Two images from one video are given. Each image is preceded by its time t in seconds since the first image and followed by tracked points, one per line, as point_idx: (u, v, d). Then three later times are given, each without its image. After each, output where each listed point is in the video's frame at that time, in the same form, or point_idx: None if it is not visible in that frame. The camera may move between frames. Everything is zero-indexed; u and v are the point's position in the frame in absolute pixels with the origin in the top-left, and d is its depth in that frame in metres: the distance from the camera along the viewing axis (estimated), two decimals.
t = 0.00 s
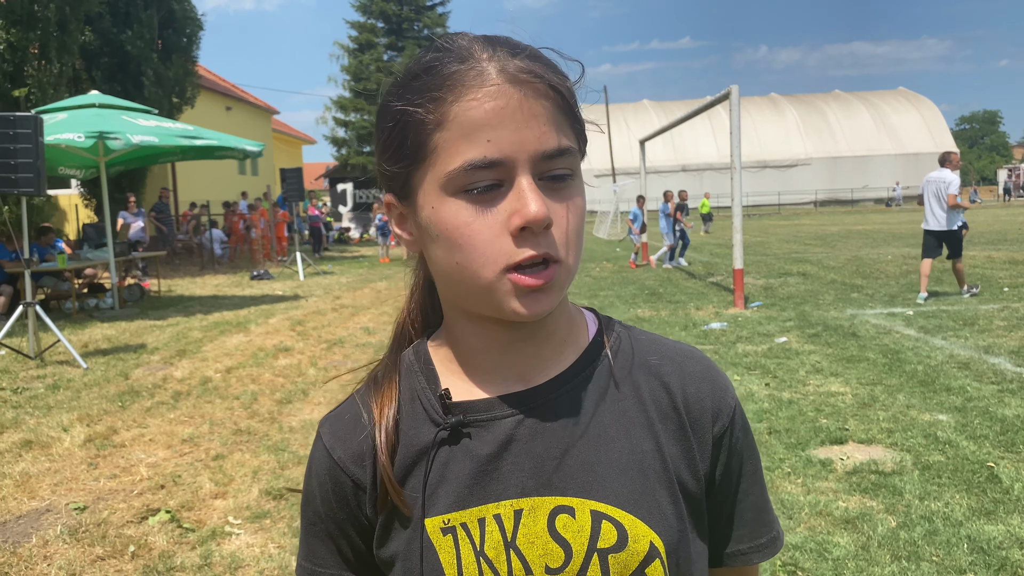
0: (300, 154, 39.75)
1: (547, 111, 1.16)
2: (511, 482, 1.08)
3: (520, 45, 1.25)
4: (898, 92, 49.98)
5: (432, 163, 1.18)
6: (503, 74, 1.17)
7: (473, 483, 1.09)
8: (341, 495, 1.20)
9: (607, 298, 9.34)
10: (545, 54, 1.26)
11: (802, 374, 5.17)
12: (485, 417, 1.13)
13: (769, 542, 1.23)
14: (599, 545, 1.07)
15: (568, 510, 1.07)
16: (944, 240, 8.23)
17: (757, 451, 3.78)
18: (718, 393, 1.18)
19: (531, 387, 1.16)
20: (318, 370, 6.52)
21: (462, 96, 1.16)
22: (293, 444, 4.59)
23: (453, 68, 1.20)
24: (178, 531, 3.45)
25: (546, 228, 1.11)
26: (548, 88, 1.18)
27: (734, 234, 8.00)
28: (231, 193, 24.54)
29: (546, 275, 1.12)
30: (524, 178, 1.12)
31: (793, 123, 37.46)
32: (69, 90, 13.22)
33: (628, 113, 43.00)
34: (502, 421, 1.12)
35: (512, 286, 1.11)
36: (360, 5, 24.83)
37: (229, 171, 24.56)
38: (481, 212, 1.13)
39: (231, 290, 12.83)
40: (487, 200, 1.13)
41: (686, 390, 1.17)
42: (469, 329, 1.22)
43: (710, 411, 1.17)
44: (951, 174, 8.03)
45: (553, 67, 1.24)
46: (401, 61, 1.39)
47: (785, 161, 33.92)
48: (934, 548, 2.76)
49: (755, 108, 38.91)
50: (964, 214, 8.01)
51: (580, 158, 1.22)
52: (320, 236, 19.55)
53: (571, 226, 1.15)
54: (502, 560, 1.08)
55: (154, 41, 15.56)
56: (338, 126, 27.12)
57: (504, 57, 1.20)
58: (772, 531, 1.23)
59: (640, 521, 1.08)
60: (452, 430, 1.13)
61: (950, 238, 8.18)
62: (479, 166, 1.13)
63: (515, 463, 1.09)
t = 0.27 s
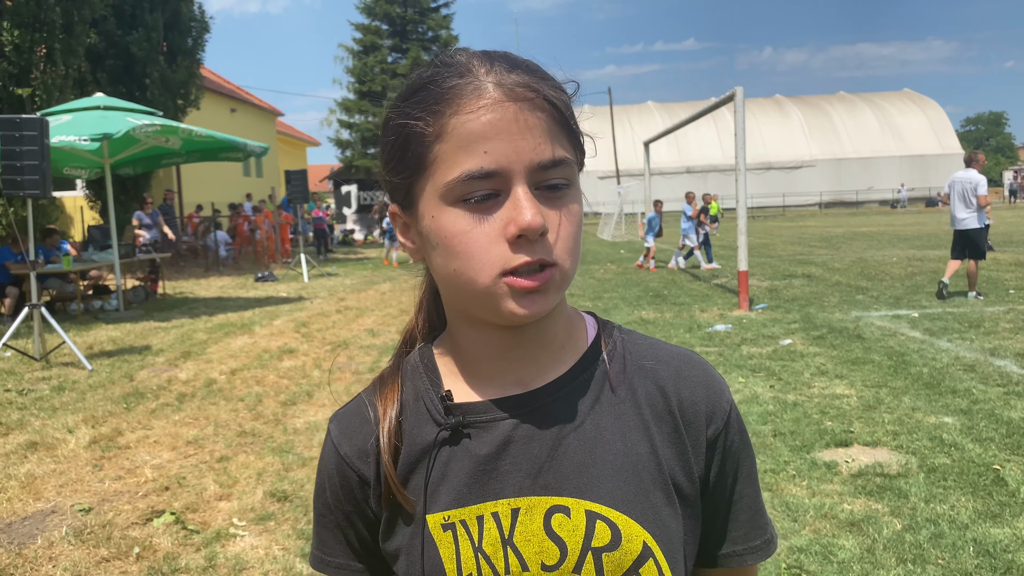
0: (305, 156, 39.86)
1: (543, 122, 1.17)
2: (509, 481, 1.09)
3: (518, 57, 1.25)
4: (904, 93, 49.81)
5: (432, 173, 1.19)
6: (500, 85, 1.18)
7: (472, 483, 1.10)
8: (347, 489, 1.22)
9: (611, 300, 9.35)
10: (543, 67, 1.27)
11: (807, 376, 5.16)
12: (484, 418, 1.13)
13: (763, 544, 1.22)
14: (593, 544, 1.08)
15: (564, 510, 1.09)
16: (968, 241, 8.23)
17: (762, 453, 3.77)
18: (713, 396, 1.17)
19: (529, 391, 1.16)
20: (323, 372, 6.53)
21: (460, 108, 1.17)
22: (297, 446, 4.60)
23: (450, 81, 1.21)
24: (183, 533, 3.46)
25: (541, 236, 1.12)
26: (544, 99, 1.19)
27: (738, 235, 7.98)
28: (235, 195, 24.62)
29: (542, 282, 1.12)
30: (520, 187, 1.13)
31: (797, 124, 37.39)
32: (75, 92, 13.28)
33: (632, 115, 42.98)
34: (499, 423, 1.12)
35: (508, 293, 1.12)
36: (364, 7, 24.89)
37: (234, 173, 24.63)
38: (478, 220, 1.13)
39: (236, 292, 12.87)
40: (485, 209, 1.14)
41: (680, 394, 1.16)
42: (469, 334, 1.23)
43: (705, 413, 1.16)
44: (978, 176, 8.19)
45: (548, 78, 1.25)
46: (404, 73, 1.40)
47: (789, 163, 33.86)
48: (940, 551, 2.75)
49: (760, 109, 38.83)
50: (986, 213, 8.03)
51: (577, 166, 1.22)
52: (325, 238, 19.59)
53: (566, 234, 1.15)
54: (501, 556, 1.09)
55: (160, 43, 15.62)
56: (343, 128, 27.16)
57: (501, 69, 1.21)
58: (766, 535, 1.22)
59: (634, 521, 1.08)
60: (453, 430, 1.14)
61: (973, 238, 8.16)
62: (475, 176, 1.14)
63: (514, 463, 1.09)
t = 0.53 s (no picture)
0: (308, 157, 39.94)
1: (576, 130, 1.17)
2: (529, 474, 1.09)
3: (555, 63, 1.25)
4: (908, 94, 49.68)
5: (463, 172, 1.19)
6: (536, 91, 1.19)
7: (493, 476, 1.09)
8: (366, 486, 1.20)
9: (615, 302, 9.35)
10: (577, 74, 1.27)
11: (811, 378, 5.14)
12: (503, 412, 1.14)
13: (772, 541, 1.23)
14: (613, 536, 1.08)
15: (583, 503, 1.08)
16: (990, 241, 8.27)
17: (766, 455, 3.77)
18: (727, 395, 1.18)
19: (548, 387, 1.17)
20: (326, 373, 6.54)
21: (495, 110, 1.17)
22: (301, 447, 4.60)
23: (487, 82, 1.21)
24: (187, 535, 3.47)
25: (569, 241, 1.12)
26: (579, 106, 1.20)
27: (742, 237, 7.97)
28: (239, 197, 24.67)
29: (568, 286, 1.13)
30: (551, 191, 1.13)
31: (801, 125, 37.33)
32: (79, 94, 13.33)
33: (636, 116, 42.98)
34: (519, 417, 1.13)
35: (534, 294, 1.12)
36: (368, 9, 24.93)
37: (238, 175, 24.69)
38: (507, 221, 1.14)
39: (239, 294, 12.89)
40: (515, 211, 1.14)
41: (696, 392, 1.18)
42: (491, 333, 1.23)
43: (719, 412, 1.18)
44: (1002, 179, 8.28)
45: (583, 86, 1.25)
46: (435, 71, 1.40)
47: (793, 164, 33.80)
48: (945, 553, 2.75)
49: (764, 110, 38.77)
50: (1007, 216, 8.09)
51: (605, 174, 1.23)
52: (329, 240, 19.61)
53: (592, 239, 1.16)
54: (521, 548, 1.09)
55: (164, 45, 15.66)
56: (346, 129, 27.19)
57: (539, 75, 1.21)
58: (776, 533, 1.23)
59: (653, 514, 1.08)
60: (473, 424, 1.14)
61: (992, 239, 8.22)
62: (508, 178, 1.14)
63: (534, 456, 1.10)
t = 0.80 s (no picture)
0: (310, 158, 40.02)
1: (589, 124, 1.17)
2: (545, 480, 1.09)
3: (572, 62, 1.26)
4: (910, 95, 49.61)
5: (479, 169, 1.19)
6: (549, 86, 1.19)
7: (510, 480, 1.09)
8: (380, 486, 1.20)
9: (617, 303, 9.35)
10: (596, 73, 1.27)
11: (814, 379, 5.13)
12: (521, 417, 1.13)
13: (788, 561, 1.22)
14: (628, 545, 1.07)
15: (598, 510, 1.08)
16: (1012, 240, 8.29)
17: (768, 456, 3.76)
18: (744, 409, 1.17)
19: (566, 392, 1.16)
20: (328, 375, 6.54)
21: (509, 105, 1.18)
22: (302, 449, 4.60)
23: (501, 79, 1.22)
24: (188, 537, 3.46)
25: (582, 231, 1.11)
26: (591, 101, 1.19)
27: (745, 238, 7.95)
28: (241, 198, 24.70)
29: (582, 279, 1.11)
30: (564, 184, 1.13)
31: (803, 125, 37.29)
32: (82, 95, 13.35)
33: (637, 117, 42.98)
34: (537, 422, 1.12)
35: (548, 287, 1.11)
36: (370, 10, 24.96)
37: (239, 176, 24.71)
38: (521, 215, 1.13)
39: (241, 295, 12.89)
40: (529, 204, 1.14)
41: (712, 404, 1.16)
42: (508, 331, 1.21)
43: (736, 424, 1.16)
44: None
45: (600, 84, 1.25)
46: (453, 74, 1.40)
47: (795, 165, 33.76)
48: (948, 556, 2.73)
49: (766, 111, 38.72)
50: None
51: (621, 170, 1.22)
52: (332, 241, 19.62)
53: (607, 232, 1.14)
54: (535, 553, 1.08)
55: (166, 47, 15.69)
56: (348, 131, 27.21)
57: (552, 72, 1.22)
58: (791, 551, 1.21)
59: (668, 523, 1.07)
60: (490, 428, 1.13)
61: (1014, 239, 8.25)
62: (521, 172, 1.14)
63: (551, 462, 1.09)
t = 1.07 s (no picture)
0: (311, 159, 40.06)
1: (564, 117, 1.16)
2: (565, 467, 1.10)
3: (548, 58, 1.25)
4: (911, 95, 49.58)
5: (472, 181, 1.21)
6: (521, 89, 1.19)
7: (532, 467, 1.10)
8: (404, 461, 1.18)
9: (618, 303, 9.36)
10: (581, 64, 1.26)
11: (815, 379, 5.13)
12: (545, 404, 1.13)
13: (800, 555, 1.18)
14: (644, 535, 1.09)
15: (616, 499, 1.09)
16: None
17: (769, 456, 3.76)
18: (770, 395, 1.14)
19: (587, 382, 1.16)
20: (329, 375, 6.54)
21: (487, 114, 1.19)
22: (303, 449, 4.61)
23: (479, 89, 1.24)
24: (189, 537, 3.46)
25: (567, 225, 1.10)
26: (563, 94, 1.18)
27: (746, 237, 7.94)
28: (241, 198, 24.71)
29: (575, 274, 1.10)
30: (546, 183, 1.13)
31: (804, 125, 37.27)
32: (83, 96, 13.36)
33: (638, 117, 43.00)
34: (559, 409, 1.13)
35: (543, 287, 1.10)
36: (370, 11, 24.96)
37: (240, 177, 24.72)
38: (511, 220, 1.14)
39: (242, 295, 12.90)
40: (517, 209, 1.14)
41: (736, 390, 1.14)
42: (523, 330, 1.21)
43: (762, 412, 1.14)
44: None
45: (581, 73, 1.23)
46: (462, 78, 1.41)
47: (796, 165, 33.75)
48: (950, 555, 2.73)
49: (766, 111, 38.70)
50: None
51: (615, 155, 1.19)
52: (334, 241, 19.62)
53: (600, 222, 1.12)
54: (553, 539, 1.11)
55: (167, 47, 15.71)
56: (348, 131, 27.20)
57: (525, 72, 1.22)
58: (807, 543, 1.18)
59: (685, 514, 1.08)
60: (515, 413, 1.13)
61: None
62: (506, 178, 1.15)
63: (572, 450, 1.10)
